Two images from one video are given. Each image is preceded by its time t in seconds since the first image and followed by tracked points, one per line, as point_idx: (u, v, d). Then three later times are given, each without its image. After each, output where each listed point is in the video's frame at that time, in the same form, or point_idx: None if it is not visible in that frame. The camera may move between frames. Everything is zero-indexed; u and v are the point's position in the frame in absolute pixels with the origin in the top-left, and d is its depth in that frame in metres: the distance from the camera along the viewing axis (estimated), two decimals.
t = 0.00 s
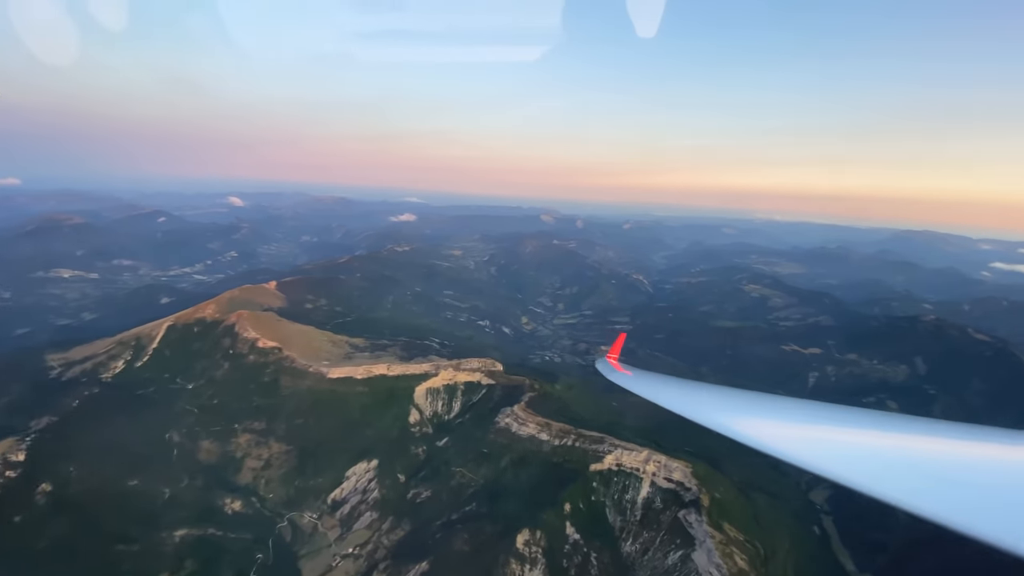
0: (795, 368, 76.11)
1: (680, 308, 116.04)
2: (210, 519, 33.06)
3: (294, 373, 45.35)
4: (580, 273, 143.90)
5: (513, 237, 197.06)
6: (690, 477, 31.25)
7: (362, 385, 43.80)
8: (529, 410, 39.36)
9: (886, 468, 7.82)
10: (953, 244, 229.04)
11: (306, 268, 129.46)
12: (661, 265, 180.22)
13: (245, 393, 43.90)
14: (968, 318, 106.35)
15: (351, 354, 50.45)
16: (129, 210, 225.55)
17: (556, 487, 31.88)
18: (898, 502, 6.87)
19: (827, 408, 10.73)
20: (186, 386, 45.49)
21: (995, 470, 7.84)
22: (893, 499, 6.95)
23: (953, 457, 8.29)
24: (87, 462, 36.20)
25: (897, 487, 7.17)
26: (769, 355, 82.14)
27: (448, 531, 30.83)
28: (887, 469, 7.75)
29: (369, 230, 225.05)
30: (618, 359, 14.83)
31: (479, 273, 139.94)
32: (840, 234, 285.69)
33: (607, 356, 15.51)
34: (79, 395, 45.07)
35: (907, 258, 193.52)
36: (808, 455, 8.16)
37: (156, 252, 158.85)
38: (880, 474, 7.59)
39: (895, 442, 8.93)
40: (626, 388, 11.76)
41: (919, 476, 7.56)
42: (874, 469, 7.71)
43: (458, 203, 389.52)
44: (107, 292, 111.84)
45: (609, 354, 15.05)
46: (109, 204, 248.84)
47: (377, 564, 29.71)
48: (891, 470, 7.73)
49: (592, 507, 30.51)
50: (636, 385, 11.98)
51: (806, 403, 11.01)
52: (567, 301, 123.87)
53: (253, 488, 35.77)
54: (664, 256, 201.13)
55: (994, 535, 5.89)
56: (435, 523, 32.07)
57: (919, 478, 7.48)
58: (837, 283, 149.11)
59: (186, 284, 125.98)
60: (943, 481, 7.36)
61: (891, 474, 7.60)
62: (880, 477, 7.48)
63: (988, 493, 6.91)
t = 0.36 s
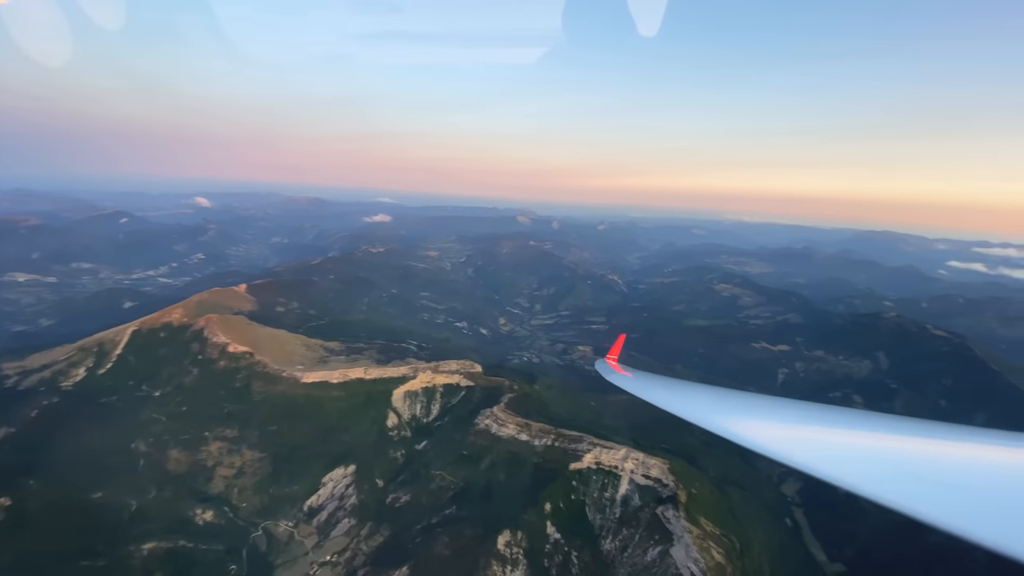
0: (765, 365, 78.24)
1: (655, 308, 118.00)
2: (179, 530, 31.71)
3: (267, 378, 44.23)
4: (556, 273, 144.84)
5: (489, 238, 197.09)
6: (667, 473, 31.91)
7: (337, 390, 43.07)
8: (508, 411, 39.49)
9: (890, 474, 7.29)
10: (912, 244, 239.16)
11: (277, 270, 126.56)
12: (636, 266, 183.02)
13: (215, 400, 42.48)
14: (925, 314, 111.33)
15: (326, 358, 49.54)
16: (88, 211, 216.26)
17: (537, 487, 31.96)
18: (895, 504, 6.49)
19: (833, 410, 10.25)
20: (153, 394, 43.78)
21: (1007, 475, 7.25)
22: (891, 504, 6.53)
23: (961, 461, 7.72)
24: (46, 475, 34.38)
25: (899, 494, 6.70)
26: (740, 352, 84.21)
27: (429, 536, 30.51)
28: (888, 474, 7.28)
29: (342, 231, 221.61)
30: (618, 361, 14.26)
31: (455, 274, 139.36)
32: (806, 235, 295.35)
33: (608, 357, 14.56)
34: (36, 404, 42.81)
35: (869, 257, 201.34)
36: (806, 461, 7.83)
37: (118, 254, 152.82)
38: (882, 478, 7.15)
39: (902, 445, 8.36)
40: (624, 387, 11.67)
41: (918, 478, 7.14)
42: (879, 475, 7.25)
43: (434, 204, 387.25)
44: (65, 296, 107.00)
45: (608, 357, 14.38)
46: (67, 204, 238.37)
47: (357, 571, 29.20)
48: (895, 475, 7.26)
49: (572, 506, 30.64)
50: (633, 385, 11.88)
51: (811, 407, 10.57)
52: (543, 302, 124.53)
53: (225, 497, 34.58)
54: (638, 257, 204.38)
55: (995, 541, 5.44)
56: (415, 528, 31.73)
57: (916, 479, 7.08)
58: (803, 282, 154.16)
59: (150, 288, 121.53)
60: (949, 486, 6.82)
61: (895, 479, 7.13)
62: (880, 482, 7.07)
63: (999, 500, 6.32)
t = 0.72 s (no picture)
0: (737, 355, 80.37)
1: (629, 301, 119.77)
2: (151, 537, 30.67)
3: (239, 379, 43.11)
4: (532, 268, 145.38)
5: (465, 234, 196.19)
6: (645, 463, 32.53)
7: (313, 389, 42.35)
8: (488, 407, 39.68)
9: (886, 467, 6.76)
10: (872, 237, 248.82)
11: (247, 267, 123.10)
12: (610, 260, 185.16)
13: (184, 402, 41.19)
14: (885, 305, 116.24)
15: (300, 357, 48.59)
16: (41, 207, 205.56)
17: (517, 480, 32.11)
18: (883, 496, 6.03)
19: (825, 402, 9.79)
20: (118, 397, 42.12)
21: (1009, 465, 6.68)
22: (883, 496, 6.09)
23: (959, 452, 7.18)
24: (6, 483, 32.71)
25: (894, 486, 6.20)
26: (712, 344, 86.24)
27: (410, 533, 30.35)
28: (880, 467, 6.77)
29: (314, 227, 217.05)
30: (618, 358, 13.93)
31: (431, 270, 138.30)
32: (773, 229, 304.11)
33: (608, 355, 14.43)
34: None
35: (832, 250, 208.74)
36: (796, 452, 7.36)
37: (76, 252, 146.06)
38: (875, 470, 6.70)
39: (898, 438, 7.83)
40: (619, 381, 11.69)
41: (913, 469, 6.67)
42: (873, 467, 6.75)
43: (408, 199, 382.85)
44: (18, 297, 101.61)
45: (608, 353, 14.06)
46: (17, 200, 226.13)
47: (337, 571, 28.94)
48: (886, 467, 6.75)
49: (552, 499, 31.01)
50: (629, 378, 11.84)
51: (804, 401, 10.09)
52: (520, 297, 124.89)
53: (198, 501, 33.63)
54: (612, 251, 206.91)
55: (995, 536, 4.96)
56: (395, 526, 31.56)
57: (914, 470, 6.60)
58: (771, 275, 158.91)
59: (112, 287, 116.66)
60: (947, 479, 6.29)
61: (887, 472, 6.62)
62: (872, 475, 6.58)
63: (1003, 492, 5.77)
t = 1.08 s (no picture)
0: (714, 345, 82.06)
1: (609, 293, 120.96)
2: (126, 540, 29.80)
3: (215, 377, 42.09)
4: (513, 261, 145.40)
5: (445, 227, 194.95)
6: (627, 453, 32.79)
7: (292, 386, 41.71)
8: (471, 400, 39.69)
9: (886, 461, 6.67)
10: (842, 229, 255.93)
11: (220, 262, 119.96)
12: (590, 253, 186.34)
13: (158, 402, 40.08)
14: (855, 294, 120.03)
15: (278, 354, 47.73)
16: None
17: (501, 473, 32.26)
18: (886, 489, 5.90)
19: (826, 396, 9.63)
20: (87, 397, 40.73)
21: (1016, 460, 6.50)
22: (884, 489, 5.97)
23: (964, 446, 7.01)
24: None
25: (890, 478, 6.16)
26: (690, 335, 87.73)
27: (394, 528, 30.24)
28: (886, 460, 6.61)
29: (289, 220, 212.48)
30: (623, 353, 13.50)
31: (411, 264, 137.05)
32: (748, 221, 310.03)
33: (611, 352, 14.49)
34: None
35: (804, 241, 214.26)
36: (795, 446, 7.28)
37: (38, 248, 140.07)
38: (877, 463, 6.57)
39: (891, 429, 7.73)
40: (617, 375, 11.71)
41: (919, 463, 6.50)
42: (872, 459, 6.68)
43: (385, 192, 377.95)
44: None
45: (612, 348, 13.61)
46: None
47: (321, 568, 28.80)
48: (892, 461, 6.59)
49: (536, 490, 31.38)
50: (629, 372, 11.80)
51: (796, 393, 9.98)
52: (501, 290, 124.88)
53: (175, 502, 32.84)
54: (592, 244, 208.38)
55: (991, 526, 4.92)
56: (380, 521, 31.46)
57: (919, 465, 6.42)
58: (746, 266, 162.41)
59: (77, 284, 112.36)
60: (949, 473, 6.16)
61: (892, 465, 6.47)
62: (877, 468, 6.43)
63: (997, 482, 5.74)
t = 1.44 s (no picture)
0: (695, 337, 83.35)
1: (593, 286, 121.68)
2: (105, 541, 29.08)
3: (194, 374, 41.15)
4: (496, 255, 145.04)
5: (427, 220, 193.23)
6: (612, 443, 33.28)
7: (274, 382, 41.09)
8: (457, 394, 39.66)
9: (889, 452, 7.01)
10: (818, 221, 261.54)
11: (196, 256, 116.93)
12: (572, 246, 187.00)
13: (135, 400, 39.06)
14: (830, 286, 122.96)
15: (258, 350, 46.88)
16: None
17: (487, 465, 32.36)
18: (892, 480, 6.23)
19: (822, 390, 9.97)
20: (60, 397, 39.51)
21: (1008, 449, 6.89)
22: (890, 480, 6.31)
23: (960, 436, 7.38)
24: None
25: (897, 469, 6.48)
26: (672, 326, 88.96)
27: (380, 523, 30.19)
28: (891, 453, 6.94)
29: (267, 214, 208.05)
30: (628, 349, 14.18)
31: (393, 258, 135.63)
32: (727, 213, 314.22)
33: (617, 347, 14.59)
34: None
35: (782, 234, 218.50)
36: (803, 439, 7.64)
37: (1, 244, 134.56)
38: (883, 455, 6.89)
39: (893, 422, 8.04)
40: (628, 372, 12.04)
41: (920, 455, 6.83)
42: (877, 451, 7.01)
43: (366, 184, 372.37)
44: None
45: (617, 345, 14.32)
46: None
47: (307, 566, 28.69)
48: (895, 453, 6.92)
49: (523, 481, 31.64)
50: (640, 370, 12.10)
51: (800, 387, 10.27)
52: (485, 284, 124.61)
53: (156, 503, 32.15)
54: (574, 237, 208.98)
55: (992, 515, 5.29)
56: (366, 516, 31.40)
57: (921, 457, 6.76)
58: (726, 258, 164.90)
59: (45, 280, 108.40)
60: (947, 463, 6.54)
61: (897, 457, 6.80)
62: (883, 460, 6.76)
63: (996, 474, 6.08)
